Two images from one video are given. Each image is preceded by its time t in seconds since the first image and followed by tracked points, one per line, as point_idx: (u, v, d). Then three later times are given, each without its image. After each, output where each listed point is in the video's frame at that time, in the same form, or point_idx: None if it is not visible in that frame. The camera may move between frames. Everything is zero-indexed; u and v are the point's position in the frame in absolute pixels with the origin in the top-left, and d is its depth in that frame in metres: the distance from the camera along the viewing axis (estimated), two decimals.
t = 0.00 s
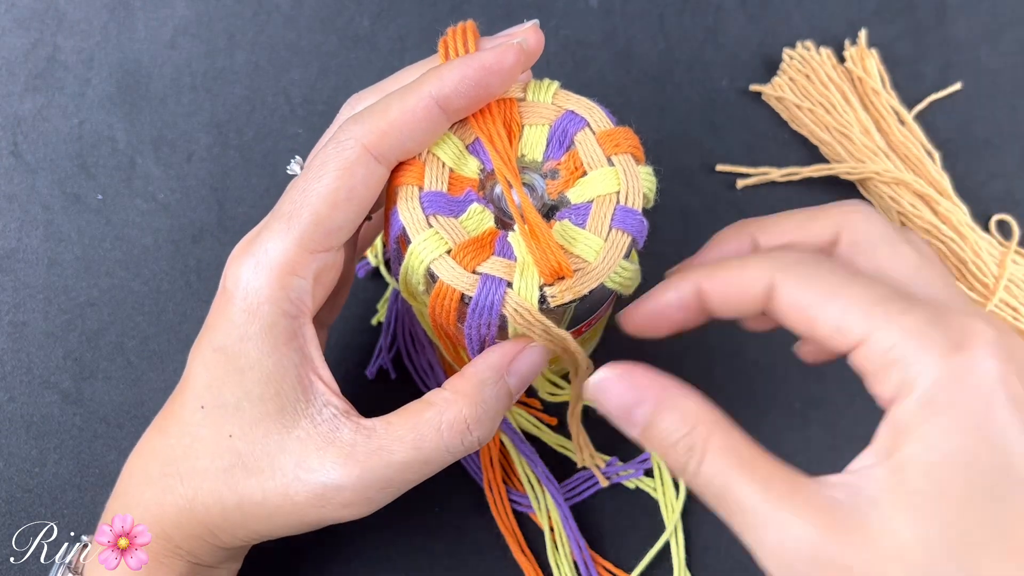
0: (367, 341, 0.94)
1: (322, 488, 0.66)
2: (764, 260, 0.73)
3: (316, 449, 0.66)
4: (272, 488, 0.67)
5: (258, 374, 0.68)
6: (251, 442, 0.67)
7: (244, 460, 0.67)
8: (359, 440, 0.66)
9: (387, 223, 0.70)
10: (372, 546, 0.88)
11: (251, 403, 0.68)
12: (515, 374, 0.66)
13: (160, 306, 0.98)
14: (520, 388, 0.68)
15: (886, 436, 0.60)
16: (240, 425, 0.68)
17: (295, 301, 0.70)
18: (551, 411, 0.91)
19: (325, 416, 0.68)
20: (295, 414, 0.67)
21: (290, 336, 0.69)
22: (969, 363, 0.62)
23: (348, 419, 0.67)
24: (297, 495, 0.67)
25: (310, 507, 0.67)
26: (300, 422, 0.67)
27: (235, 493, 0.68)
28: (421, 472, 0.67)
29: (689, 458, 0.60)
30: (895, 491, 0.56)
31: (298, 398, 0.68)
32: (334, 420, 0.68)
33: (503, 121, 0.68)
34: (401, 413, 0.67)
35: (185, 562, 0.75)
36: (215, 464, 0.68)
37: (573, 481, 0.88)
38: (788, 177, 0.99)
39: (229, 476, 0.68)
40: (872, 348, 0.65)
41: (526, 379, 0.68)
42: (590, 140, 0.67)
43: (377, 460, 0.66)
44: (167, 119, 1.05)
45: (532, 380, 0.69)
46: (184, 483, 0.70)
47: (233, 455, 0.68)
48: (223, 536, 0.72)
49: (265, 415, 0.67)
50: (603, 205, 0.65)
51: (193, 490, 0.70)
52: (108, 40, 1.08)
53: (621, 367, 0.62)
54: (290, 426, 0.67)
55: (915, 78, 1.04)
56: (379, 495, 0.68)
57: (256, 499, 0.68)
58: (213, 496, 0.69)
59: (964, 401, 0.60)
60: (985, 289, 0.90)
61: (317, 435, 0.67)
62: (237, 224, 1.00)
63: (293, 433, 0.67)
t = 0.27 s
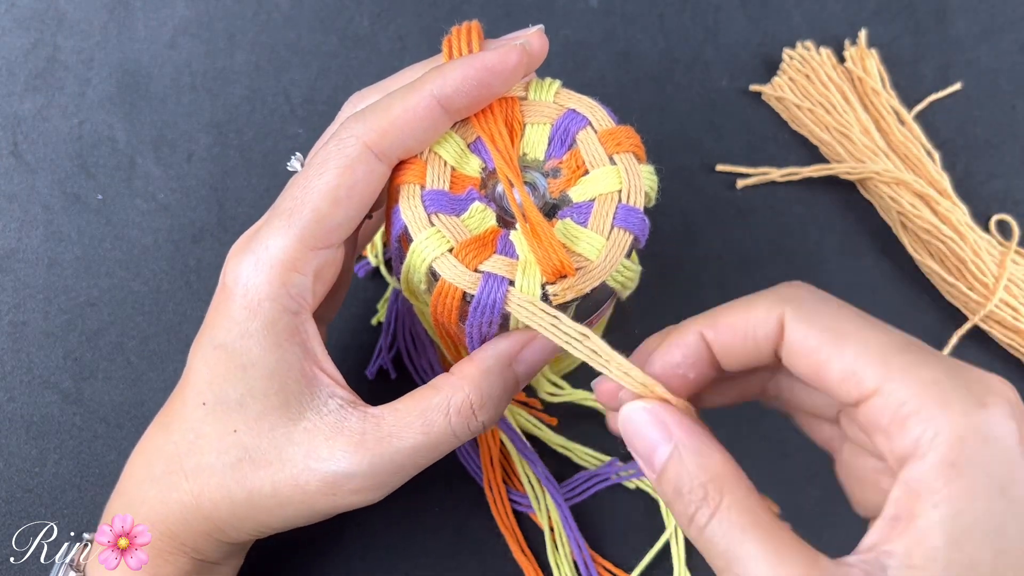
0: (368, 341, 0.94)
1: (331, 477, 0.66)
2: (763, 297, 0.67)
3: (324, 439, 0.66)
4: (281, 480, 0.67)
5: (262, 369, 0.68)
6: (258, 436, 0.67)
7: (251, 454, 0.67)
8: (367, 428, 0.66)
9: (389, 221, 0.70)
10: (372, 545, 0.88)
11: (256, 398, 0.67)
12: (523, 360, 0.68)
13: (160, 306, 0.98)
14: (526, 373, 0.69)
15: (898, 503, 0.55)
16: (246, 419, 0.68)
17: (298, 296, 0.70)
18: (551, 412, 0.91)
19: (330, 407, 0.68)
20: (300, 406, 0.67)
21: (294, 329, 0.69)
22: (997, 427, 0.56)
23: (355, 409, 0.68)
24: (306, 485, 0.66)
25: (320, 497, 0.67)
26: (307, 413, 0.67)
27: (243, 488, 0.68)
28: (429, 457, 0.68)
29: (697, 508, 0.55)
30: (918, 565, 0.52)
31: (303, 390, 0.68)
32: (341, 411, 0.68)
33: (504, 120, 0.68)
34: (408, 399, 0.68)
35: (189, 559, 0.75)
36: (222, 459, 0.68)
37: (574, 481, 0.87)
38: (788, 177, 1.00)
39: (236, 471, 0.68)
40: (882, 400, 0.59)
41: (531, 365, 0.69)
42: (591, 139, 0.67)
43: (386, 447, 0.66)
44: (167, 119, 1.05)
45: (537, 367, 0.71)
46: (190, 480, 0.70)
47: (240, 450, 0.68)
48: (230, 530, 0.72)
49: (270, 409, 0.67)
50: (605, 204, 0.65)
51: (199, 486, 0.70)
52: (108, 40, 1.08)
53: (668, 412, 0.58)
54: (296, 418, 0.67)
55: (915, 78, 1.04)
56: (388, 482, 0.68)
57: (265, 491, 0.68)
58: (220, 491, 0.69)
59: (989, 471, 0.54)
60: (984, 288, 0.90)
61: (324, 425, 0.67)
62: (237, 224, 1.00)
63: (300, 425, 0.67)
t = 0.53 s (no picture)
0: (368, 342, 0.94)
1: (330, 476, 0.66)
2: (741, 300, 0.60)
3: (323, 438, 0.66)
4: (280, 479, 0.67)
5: (259, 369, 0.68)
6: (257, 436, 0.67)
7: (249, 453, 0.67)
8: (366, 427, 0.66)
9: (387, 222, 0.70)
10: (372, 546, 0.88)
11: (254, 397, 0.67)
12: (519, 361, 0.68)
13: (161, 306, 0.98)
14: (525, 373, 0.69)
15: (878, 480, 0.53)
16: (244, 419, 0.68)
17: (295, 296, 0.70)
18: (551, 411, 0.92)
19: (329, 406, 0.68)
20: (299, 406, 0.67)
21: (292, 329, 0.70)
22: (999, 423, 0.52)
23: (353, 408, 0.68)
24: (306, 484, 0.66)
25: (319, 497, 0.67)
26: (305, 413, 0.67)
27: (242, 487, 0.68)
28: (429, 457, 0.68)
29: (649, 452, 0.56)
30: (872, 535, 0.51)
31: (301, 390, 0.68)
32: (339, 410, 0.68)
33: (504, 121, 0.68)
34: (407, 398, 0.68)
35: (189, 559, 0.76)
36: (221, 459, 0.68)
37: (574, 481, 0.88)
38: (788, 177, 0.99)
39: (235, 471, 0.68)
40: (886, 404, 0.53)
41: (530, 365, 0.69)
42: (590, 140, 0.68)
43: (385, 447, 0.66)
44: (167, 119, 1.05)
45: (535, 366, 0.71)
46: (189, 480, 0.70)
47: (239, 449, 0.67)
48: (229, 530, 0.72)
49: (269, 408, 0.67)
50: (604, 204, 0.65)
51: (199, 485, 0.70)
52: (108, 40, 1.08)
53: (614, 347, 0.61)
54: (295, 417, 0.67)
55: (915, 78, 1.04)
56: (388, 482, 0.68)
57: (264, 491, 0.67)
58: (219, 491, 0.69)
59: (978, 462, 0.51)
60: (984, 288, 0.90)
61: (323, 424, 0.67)
62: (237, 224, 1.00)
63: (299, 425, 0.67)
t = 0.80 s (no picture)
0: (368, 342, 0.94)
1: (319, 492, 0.66)
2: (776, 254, 0.63)
3: (314, 453, 0.66)
4: (270, 495, 0.66)
5: (250, 384, 0.67)
6: (246, 451, 0.67)
7: (238, 468, 0.67)
8: (358, 444, 0.66)
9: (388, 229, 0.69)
10: (372, 546, 0.88)
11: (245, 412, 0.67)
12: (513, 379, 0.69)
13: (161, 306, 0.98)
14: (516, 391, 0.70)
15: (890, 460, 0.54)
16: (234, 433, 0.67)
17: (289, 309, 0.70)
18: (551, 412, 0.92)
19: (320, 421, 0.68)
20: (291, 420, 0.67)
21: (286, 343, 0.69)
22: (1014, 405, 0.54)
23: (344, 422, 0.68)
24: (295, 501, 0.66)
25: (308, 513, 0.67)
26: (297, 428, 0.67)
27: (231, 502, 0.67)
28: (419, 475, 0.68)
29: (665, 427, 0.56)
30: (885, 517, 0.52)
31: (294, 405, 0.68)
32: (331, 426, 0.68)
33: (503, 125, 0.68)
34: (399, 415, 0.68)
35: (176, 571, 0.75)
36: (208, 474, 0.67)
37: (574, 481, 0.88)
38: (788, 177, 0.99)
39: (223, 486, 0.67)
40: (903, 367, 0.56)
41: (521, 382, 0.70)
42: (590, 141, 0.68)
43: (376, 464, 0.66)
44: (167, 120, 1.05)
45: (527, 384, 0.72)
46: (176, 494, 0.69)
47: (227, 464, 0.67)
48: (215, 544, 0.71)
49: (259, 423, 0.67)
50: (607, 205, 0.65)
51: (186, 499, 0.69)
52: (108, 40, 1.08)
53: (644, 317, 0.60)
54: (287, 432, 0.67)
55: (915, 78, 1.04)
56: (377, 499, 0.67)
57: (253, 507, 0.67)
58: (207, 505, 0.68)
59: (990, 446, 0.53)
60: (985, 288, 0.89)
61: (315, 439, 0.67)
62: (237, 224, 1.00)
63: (290, 440, 0.67)
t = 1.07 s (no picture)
0: (368, 343, 0.94)
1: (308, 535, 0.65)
2: (775, 276, 0.59)
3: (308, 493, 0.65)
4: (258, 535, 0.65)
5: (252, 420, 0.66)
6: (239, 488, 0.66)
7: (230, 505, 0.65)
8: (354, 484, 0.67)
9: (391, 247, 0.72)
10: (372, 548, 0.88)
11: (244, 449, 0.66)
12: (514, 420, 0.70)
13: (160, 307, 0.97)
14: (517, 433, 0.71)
15: (910, 484, 0.53)
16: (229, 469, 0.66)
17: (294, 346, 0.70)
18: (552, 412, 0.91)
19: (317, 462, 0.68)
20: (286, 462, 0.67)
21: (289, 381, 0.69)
22: None
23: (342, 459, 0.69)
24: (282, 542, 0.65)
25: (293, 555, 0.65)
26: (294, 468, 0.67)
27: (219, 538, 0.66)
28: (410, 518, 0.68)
29: (685, 447, 0.56)
30: (906, 543, 0.51)
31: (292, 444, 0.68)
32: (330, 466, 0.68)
33: (497, 134, 0.68)
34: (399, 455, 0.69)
35: None
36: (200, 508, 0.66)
37: (574, 482, 0.87)
38: (788, 177, 0.99)
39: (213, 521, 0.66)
40: (918, 392, 0.53)
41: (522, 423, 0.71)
42: (584, 146, 0.69)
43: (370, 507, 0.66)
44: (167, 120, 1.05)
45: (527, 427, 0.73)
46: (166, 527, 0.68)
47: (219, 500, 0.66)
48: None
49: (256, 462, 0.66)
50: (606, 208, 0.67)
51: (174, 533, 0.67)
52: (108, 40, 1.08)
53: (658, 335, 0.61)
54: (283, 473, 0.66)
55: (915, 78, 1.04)
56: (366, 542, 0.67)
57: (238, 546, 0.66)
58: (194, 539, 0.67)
59: (1013, 469, 0.51)
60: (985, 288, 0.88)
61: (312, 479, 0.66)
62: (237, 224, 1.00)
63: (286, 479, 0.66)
